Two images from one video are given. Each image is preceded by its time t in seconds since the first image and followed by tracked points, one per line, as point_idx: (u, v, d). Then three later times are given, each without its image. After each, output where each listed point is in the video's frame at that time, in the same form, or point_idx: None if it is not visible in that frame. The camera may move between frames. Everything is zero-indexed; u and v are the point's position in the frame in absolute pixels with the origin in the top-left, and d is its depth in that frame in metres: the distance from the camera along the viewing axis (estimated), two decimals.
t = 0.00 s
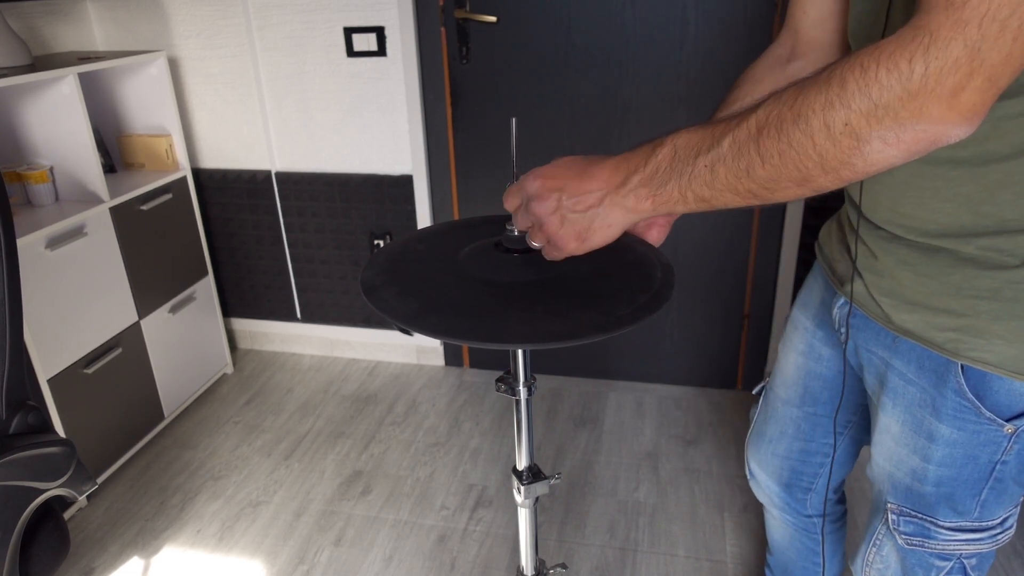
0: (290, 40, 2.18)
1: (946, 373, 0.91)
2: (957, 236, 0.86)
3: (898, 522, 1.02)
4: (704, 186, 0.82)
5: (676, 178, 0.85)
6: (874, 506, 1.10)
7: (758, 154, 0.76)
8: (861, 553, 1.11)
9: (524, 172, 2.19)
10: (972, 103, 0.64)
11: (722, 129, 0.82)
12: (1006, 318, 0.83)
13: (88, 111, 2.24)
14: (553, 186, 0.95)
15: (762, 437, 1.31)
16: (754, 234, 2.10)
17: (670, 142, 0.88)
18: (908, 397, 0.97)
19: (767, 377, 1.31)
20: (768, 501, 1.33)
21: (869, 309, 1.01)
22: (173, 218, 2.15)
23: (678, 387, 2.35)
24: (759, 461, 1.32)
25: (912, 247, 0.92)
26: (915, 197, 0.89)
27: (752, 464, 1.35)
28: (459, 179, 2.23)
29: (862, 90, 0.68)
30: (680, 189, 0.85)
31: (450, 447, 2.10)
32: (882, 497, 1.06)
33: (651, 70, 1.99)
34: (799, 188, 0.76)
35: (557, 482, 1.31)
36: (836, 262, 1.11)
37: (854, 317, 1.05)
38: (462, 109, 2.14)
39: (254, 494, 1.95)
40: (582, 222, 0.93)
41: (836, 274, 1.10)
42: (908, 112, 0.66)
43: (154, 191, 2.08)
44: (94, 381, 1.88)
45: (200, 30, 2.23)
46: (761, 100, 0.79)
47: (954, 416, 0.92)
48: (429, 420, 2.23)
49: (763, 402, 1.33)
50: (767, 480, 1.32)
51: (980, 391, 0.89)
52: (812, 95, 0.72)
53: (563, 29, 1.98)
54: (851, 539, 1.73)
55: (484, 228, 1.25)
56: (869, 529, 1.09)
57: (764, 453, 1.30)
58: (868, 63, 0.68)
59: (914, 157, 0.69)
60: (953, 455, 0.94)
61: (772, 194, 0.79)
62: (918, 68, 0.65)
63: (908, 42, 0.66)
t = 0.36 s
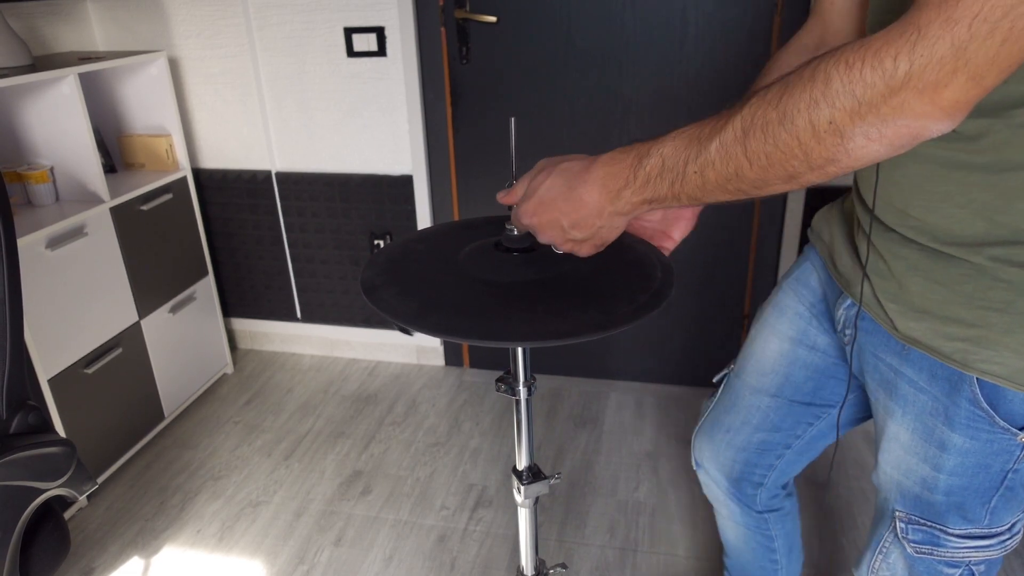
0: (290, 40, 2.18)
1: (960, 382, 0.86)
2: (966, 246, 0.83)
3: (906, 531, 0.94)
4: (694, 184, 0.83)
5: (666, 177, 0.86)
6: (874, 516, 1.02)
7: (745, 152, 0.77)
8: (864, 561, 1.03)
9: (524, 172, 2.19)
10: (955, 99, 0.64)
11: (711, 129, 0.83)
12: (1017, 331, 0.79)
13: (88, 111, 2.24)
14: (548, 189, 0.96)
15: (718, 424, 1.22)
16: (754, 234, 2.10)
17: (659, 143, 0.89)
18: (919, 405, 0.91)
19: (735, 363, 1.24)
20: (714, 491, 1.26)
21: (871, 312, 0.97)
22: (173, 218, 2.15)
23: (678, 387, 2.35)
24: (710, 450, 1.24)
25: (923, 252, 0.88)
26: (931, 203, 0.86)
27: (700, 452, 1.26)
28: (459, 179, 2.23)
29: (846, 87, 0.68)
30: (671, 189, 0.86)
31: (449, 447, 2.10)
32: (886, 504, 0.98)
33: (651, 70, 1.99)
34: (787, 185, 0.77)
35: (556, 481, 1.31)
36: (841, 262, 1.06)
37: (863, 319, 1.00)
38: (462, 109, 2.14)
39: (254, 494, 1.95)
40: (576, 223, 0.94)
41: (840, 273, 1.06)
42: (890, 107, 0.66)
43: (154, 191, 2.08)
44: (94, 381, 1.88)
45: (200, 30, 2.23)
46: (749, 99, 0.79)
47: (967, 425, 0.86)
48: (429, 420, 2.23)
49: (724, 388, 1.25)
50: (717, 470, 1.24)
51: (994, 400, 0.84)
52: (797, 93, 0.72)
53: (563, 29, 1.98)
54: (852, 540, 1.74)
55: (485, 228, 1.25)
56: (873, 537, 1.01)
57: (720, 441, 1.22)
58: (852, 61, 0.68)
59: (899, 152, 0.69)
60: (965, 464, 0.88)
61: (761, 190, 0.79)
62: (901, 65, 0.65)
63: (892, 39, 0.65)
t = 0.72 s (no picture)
0: (290, 40, 2.18)
1: (968, 393, 0.84)
2: (962, 252, 0.80)
3: (909, 541, 0.93)
4: (700, 180, 0.82)
5: (672, 173, 0.85)
6: (870, 523, 1.01)
7: (752, 148, 0.76)
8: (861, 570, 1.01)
9: (524, 172, 2.19)
10: (968, 95, 0.62)
11: (718, 123, 0.82)
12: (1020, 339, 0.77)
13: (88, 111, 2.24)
14: (553, 184, 0.95)
15: (719, 457, 1.17)
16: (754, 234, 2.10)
17: (666, 138, 0.88)
18: (922, 416, 0.89)
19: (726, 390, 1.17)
20: (709, 529, 1.20)
21: (861, 319, 0.94)
22: (173, 218, 2.15)
23: (678, 387, 2.35)
24: (709, 488, 1.18)
25: (917, 259, 0.85)
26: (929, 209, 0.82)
27: (697, 486, 1.21)
28: (459, 180, 2.23)
29: (857, 82, 0.66)
30: (676, 185, 0.85)
31: (450, 447, 2.10)
32: (886, 514, 0.97)
33: (651, 70, 1.99)
34: (795, 182, 0.75)
35: (556, 482, 1.31)
36: (822, 265, 1.01)
37: (857, 333, 0.96)
38: (462, 109, 2.14)
39: (254, 494, 1.95)
40: (580, 218, 0.94)
41: (821, 275, 1.01)
42: (901, 103, 0.65)
43: (154, 191, 2.08)
44: (93, 381, 1.88)
45: (200, 30, 2.23)
46: (757, 93, 0.78)
47: (974, 435, 0.85)
48: (429, 421, 2.23)
49: (719, 416, 1.19)
50: (715, 507, 1.18)
51: (1002, 409, 0.82)
52: (806, 88, 0.70)
53: (563, 29, 1.98)
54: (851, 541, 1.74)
55: (485, 228, 1.25)
56: (871, 544, 0.99)
57: (720, 476, 1.17)
58: (863, 55, 0.66)
59: (909, 149, 0.68)
60: (971, 473, 0.87)
61: (768, 187, 0.78)
62: (914, 59, 0.63)
63: (904, 33, 0.64)
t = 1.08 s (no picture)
0: (291, 40, 2.18)
1: (955, 394, 0.84)
2: (947, 253, 0.81)
3: (899, 540, 0.93)
4: (697, 188, 0.82)
5: (669, 181, 0.85)
6: (864, 525, 1.00)
7: (750, 158, 0.76)
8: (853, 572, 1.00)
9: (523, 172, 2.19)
10: (969, 106, 0.62)
11: (715, 132, 0.81)
12: (1004, 339, 0.77)
13: (88, 111, 2.24)
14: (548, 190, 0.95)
15: (715, 461, 1.17)
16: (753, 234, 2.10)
17: (663, 145, 0.88)
18: (911, 416, 0.89)
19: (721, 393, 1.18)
20: (707, 533, 1.20)
21: (852, 326, 0.94)
22: (173, 218, 2.15)
23: (678, 387, 2.35)
24: (706, 492, 1.18)
25: (904, 261, 0.85)
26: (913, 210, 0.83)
27: (694, 490, 1.21)
28: (459, 180, 2.23)
29: (856, 93, 0.66)
30: (672, 193, 0.85)
31: (450, 447, 2.10)
32: (876, 515, 0.97)
33: (651, 70, 1.99)
34: (793, 193, 0.75)
35: (556, 482, 1.31)
36: (811, 269, 1.02)
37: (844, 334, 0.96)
38: (462, 110, 2.14)
39: (254, 494, 1.95)
40: (576, 225, 0.94)
41: (812, 282, 1.01)
42: (901, 115, 0.64)
43: (154, 191, 2.08)
44: (94, 381, 1.89)
45: (201, 30, 2.23)
46: (755, 102, 0.78)
47: (961, 435, 0.84)
48: (429, 420, 2.23)
49: (714, 420, 1.19)
50: (713, 510, 1.18)
51: (988, 408, 0.82)
52: (805, 98, 0.70)
53: (563, 30, 1.98)
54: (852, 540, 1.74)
55: (485, 228, 1.25)
56: (864, 545, 0.99)
57: (717, 480, 1.17)
58: (862, 65, 0.66)
59: (910, 162, 0.67)
60: (959, 473, 0.86)
61: (766, 198, 0.78)
62: (913, 70, 0.62)
63: (904, 43, 0.63)
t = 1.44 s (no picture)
0: (291, 40, 2.18)
1: (946, 391, 0.84)
2: (936, 252, 0.80)
3: (894, 537, 0.93)
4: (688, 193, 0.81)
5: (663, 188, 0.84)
6: (859, 521, 1.01)
7: (733, 159, 0.75)
8: (850, 567, 1.01)
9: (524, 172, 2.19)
10: (947, 103, 0.59)
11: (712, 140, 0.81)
12: (995, 337, 0.77)
13: (88, 111, 2.24)
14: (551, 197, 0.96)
15: (712, 460, 1.17)
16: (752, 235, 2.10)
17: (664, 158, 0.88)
18: (903, 414, 0.89)
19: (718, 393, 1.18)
20: (705, 532, 1.20)
21: (844, 324, 0.94)
22: (173, 218, 2.15)
23: (678, 387, 2.35)
24: (704, 491, 1.18)
25: (893, 258, 0.85)
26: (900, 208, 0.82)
27: (692, 489, 1.21)
28: (460, 180, 2.23)
29: (830, 85, 0.65)
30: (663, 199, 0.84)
31: (450, 447, 2.10)
32: (871, 511, 0.97)
33: (650, 70, 1.99)
34: (775, 197, 0.73)
35: (556, 482, 1.31)
36: (802, 268, 1.02)
37: (837, 332, 0.97)
38: (461, 110, 2.14)
39: (254, 494, 1.95)
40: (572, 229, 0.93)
41: (805, 282, 1.01)
42: (874, 109, 0.62)
43: (154, 191, 2.08)
44: (94, 381, 1.89)
45: (201, 30, 2.23)
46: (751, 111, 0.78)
47: (953, 432, 0.85)
48: (429, 420, 2.23)
49: (711, 420, 1.19)
50: (710, 510, 1.18)
51: (980, 406, 0.82)
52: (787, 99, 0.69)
53: (563, 29, 1.98)
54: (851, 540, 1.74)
55: (485, 228, 1.25)
56: (859, 541, 1.00)
57: (714, 479, 1.17)
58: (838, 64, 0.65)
59: (889, 165, 0.64)
60: (952, 470, 0.86)
61: (751, 202, 0.76)
62: (882, 66, 0.61)
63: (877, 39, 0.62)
